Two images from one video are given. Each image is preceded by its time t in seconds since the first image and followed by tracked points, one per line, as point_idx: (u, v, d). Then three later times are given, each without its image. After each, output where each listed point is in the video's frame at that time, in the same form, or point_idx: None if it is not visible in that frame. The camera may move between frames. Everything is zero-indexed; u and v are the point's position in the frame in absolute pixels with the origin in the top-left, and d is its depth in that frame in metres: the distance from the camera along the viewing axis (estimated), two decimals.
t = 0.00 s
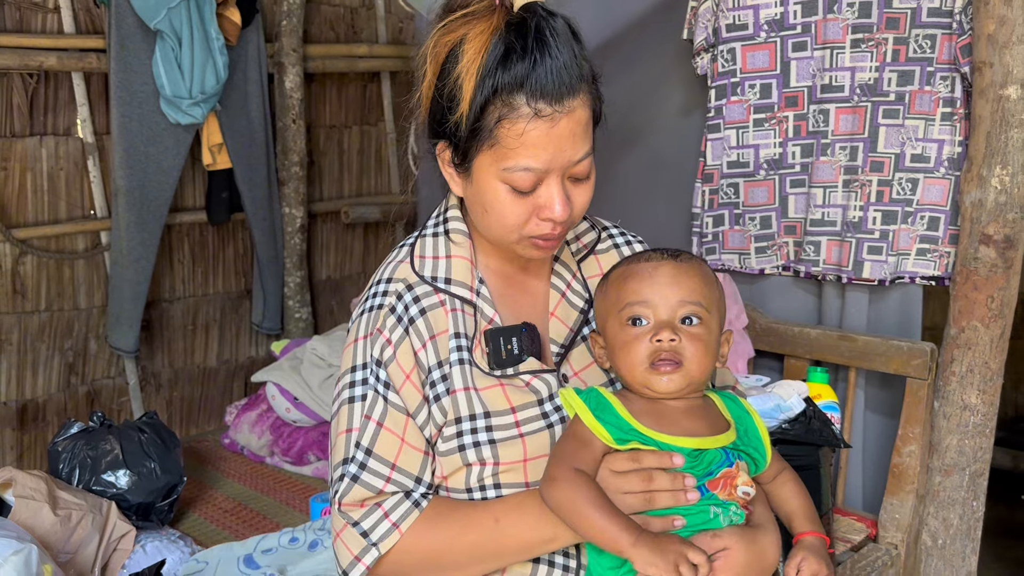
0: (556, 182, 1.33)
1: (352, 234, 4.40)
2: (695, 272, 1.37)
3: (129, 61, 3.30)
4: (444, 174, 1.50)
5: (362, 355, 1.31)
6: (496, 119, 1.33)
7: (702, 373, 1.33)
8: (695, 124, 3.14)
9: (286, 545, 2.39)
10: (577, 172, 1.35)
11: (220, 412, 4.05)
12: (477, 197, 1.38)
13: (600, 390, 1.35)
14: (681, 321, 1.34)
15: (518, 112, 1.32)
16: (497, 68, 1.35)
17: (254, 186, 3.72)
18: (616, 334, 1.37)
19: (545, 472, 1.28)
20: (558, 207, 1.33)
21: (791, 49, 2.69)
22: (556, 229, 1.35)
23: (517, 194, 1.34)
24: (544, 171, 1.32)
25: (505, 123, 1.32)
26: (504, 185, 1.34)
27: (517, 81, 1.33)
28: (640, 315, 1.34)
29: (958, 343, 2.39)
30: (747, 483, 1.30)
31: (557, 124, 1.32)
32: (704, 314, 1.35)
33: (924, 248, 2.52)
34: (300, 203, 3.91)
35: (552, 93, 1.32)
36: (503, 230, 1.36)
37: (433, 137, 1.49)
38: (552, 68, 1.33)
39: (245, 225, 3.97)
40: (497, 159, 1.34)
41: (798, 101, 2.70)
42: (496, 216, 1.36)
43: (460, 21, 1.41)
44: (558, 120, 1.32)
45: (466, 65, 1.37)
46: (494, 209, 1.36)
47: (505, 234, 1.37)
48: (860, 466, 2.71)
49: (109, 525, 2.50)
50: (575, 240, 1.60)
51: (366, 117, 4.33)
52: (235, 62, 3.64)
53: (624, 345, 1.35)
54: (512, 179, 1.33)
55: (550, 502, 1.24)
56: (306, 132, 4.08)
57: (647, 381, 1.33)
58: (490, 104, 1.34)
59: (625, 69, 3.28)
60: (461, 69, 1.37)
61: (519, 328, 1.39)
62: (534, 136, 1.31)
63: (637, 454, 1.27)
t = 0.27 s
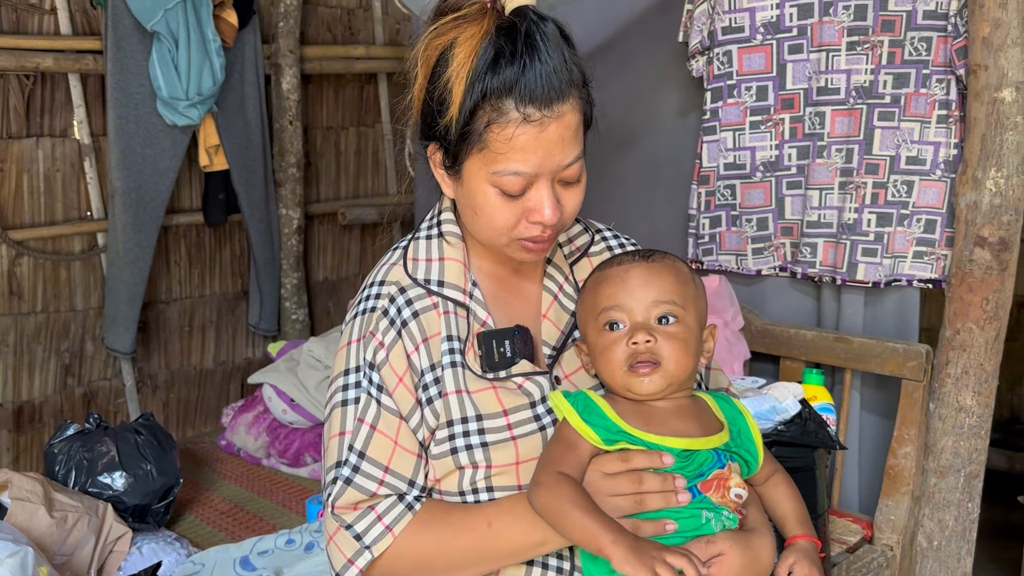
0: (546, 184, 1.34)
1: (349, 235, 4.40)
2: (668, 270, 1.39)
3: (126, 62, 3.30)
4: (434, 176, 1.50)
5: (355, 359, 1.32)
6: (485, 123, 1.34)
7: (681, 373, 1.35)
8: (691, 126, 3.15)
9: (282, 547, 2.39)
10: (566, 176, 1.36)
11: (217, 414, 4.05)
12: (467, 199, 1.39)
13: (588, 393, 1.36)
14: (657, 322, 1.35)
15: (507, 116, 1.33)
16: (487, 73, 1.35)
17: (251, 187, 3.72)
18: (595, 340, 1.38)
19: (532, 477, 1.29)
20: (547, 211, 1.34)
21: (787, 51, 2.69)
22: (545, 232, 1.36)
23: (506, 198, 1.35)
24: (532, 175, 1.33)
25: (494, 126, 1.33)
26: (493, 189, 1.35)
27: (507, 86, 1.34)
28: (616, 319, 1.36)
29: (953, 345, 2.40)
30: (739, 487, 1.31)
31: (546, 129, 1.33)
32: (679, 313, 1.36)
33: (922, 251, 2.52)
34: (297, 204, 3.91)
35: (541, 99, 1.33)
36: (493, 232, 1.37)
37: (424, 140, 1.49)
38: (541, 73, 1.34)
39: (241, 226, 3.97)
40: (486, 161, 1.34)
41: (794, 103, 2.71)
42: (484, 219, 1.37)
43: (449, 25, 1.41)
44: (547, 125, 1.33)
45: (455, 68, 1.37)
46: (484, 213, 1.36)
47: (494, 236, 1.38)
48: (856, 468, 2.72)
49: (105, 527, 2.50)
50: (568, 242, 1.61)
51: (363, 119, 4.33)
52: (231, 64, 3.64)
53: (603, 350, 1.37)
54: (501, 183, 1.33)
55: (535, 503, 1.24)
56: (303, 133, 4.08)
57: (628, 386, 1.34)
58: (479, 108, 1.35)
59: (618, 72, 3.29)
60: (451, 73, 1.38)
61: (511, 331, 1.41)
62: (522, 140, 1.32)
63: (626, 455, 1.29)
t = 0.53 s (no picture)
0: (535, 185, 1.34)
1: (346, 237, 4.40)
2: (620, 264, 1.38)
3: (123, 64, 3.29)
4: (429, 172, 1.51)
5: (357, 359, 1.32)
6: (472, 124, 1.35)
7: (643, 370, 1.35)
8: (687, 129, 3.15)
9: (279, 549, 2.39)
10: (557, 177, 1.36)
11: (214, 416, 4.04)
12: (458, 197, 1.39)
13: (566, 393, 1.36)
14: (609, 321, 1.35)
15: (494, 117, 1.33)
16: (478, 72, 1.36)
17: (248, 189, 3.72)
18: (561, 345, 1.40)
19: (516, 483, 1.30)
20: (536, 211, 1.34)
21: (783, 53, 2.70)
22: (535, 232, 1.36)
23: (495, 197, 1.35)
24: (521, 176, 1.33)
25: (481, 126, 1.34)
26: (483, 189, 1.35)
27: (496, 85, 1.34)
28: (572, 323, 1.37)
29: (949, 347, 2.41)
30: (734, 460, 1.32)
31: (533, 131, 1.32)
32: (630, 308, 1.35)
33: (914, 253, 2.53)
34: (294, 206, 3.91)
35: (529, 99, 1.33)
36: (482, 231, 1.38)
37: (418, 138, 1.50)
38: (529, 74, 1.34)
39: (238, 228, 3.97)
40: (475, 160, 1.35)
41: (789, 105, 2.71)
42: (475, 216, 1.37)
43: (443, 24, 1.42)
44: (534, 127, 1.32)
45: (448, 67, 1.38)
46: (474, 212, 1.37)
47: (485, 235, 1.38)
48: (852, 468, 2.73)
49: (102, 529, 2.50)
50: (564, 240, 1.63)
51: (360, 120, 4.34)
52: (228, 66, 3.63)
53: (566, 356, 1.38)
54: (490, 183, 1.34)
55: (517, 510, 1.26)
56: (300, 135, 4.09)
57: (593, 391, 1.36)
58: (468, 108, 1.35)
59: (616, 74, 3.30)
60: (443, 72, 1.39)
61: (511, 329, 1.40)
62: (508, 142, 1.32)
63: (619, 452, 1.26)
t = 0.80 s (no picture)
0: (526, 183, 1.35)
1: (341, 239, 4.41)
2: (620, 274, 1.45)
3: (118, 67, 3.29)
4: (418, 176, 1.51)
5: (356, 365, 1.31)
6: (464, 121, 1.35)
7: (648, 378, 1.42)
8: (679, 133, 3.16)
9: (275, 552, 2.39)
10: (547, 173, 1.37)
11: (209, 418, 4.04)
12: (450, 197, 1.40)
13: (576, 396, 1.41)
14: (617, 333, 1.41)
15: (486, 113, 1.34)
16: (469, 71, 1.36)
17: (243, 191, 3.72)
18: (564, 354, 1.46)
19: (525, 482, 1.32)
20: (528, 209, 1.35)
21: (776, 56, 2.71)
22: (527, 229, 1.38)
23: (488, 194, 1.36)
24: (513, 172, 1.34)
25: (472, 123, 1.35)
26: (475, 186, 1.36)
27: (488, 83, 1.35)
28: (577, 337, 1.43)
29: (942, 350, 2.43)
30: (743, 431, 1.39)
31: (524, 126, 1.34)
32: (636, 320, 1.42)
33: (906, 256, 2.55)
34: (289, 208, 3.92)
35: (521, 96, 1.34)
36: (473, 230, 1.39)
37: (408, 144, 1.50)
38: (520, 73, 1.35)
39: (234, 231, 3.97)
40: (467, 159, 1.36)
41: (782, 108, 2.72)
42: (468, 215, 1.38)
43: (432, 26, 1.42)
44: (525, 122, 1.34)
45: (438, 67, 1.38)
46: (466, 211, 1.38)
47: (476, 235, 1.39)
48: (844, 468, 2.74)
49: (97, 533, 2.50)
50: (550, 247, 1.66)
51: (356, 123, 4.34)
52: (223, 68, 3.64)
53: (572, 366, 1.44)
54: (482, 180, 1.35)
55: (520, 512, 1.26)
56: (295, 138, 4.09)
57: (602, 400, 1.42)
58: (461, 106, 1.36)
59: (608, 78, 3.32)
60: (433, 72, 1.39)
61: (508, 331, 1.43)
62: (502, 136, 1.33)
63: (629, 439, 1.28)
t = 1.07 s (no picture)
0: (515, 166, 1.35)
1: (338, 241, 4.41)
2: (627, 258, 1.48)
3: (113, 69, 3.29)
4: (405, 177, 1.51)
5: (347, 366, 1.32)
6: (453, 106, 1.35)
7: (656, 358, 1.43)
8: (672, 136, 3.15)
9: (271, 555, 2.39)
10: (535, 159, 1.37)
11: (206, 421, 4.04)
12: (441, 187, 1.39)
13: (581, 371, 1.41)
14: (628, 308, 1.43)
15: (475, 96, 1.34)
16: (452, 60, 1.37)
17: (240, 194, 3.71)
18: (574, 338, 1.46)
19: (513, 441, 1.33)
20: (519, 193, 1.34)
21: (771, 60, 2.71)
22: (519, 214, 1.37)
23: (479, 179, 1.35)
24: (503, 155, 1.34)
25: (460, 108, 1.35)
26: (466, 172, 1.35)
27: (472, 69, 1.35)
28: (590, 315, 1.44)
29: (937, 352, 2.43)
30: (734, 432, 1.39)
31: (513, 106, 1.35)
32: (644, 296, 1.45)
33: (902, 259, 2.54)
34: (286, 211, 3.91)
35: (506, 78, 1.35)
36: (467, 220, 1.37)
37: (397, 143, 1.51)
38: (506, 57, 1.36)
39: (230, 233, 3.97)
40: (456, 145, 1.35)
41: (777, 111, 2.73)
42: (460, 204, 1.37)
43: (414, 22, 1.43)
44: (513, 103, 1.35)
45: (422, 61, 1.40)
46: (458, 199, 1.37)
47: (468, 224, 1.38)
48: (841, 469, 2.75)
49: (93, 536, 2.49)
50: (535, 246, 1.67)
51: (352, 125, 4.34)
52: (219, 71, 3.64)
53: (584, 347, 1.44)
54: (473, 164, 1.34)
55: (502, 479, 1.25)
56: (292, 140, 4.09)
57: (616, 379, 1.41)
58: (447, 93, 1.36)
59: (603, 81, 3.33)
60: (418, 64, 1.40)
61: (495, 328, 1.44)
62: (491, 118, 1.34)
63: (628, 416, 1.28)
